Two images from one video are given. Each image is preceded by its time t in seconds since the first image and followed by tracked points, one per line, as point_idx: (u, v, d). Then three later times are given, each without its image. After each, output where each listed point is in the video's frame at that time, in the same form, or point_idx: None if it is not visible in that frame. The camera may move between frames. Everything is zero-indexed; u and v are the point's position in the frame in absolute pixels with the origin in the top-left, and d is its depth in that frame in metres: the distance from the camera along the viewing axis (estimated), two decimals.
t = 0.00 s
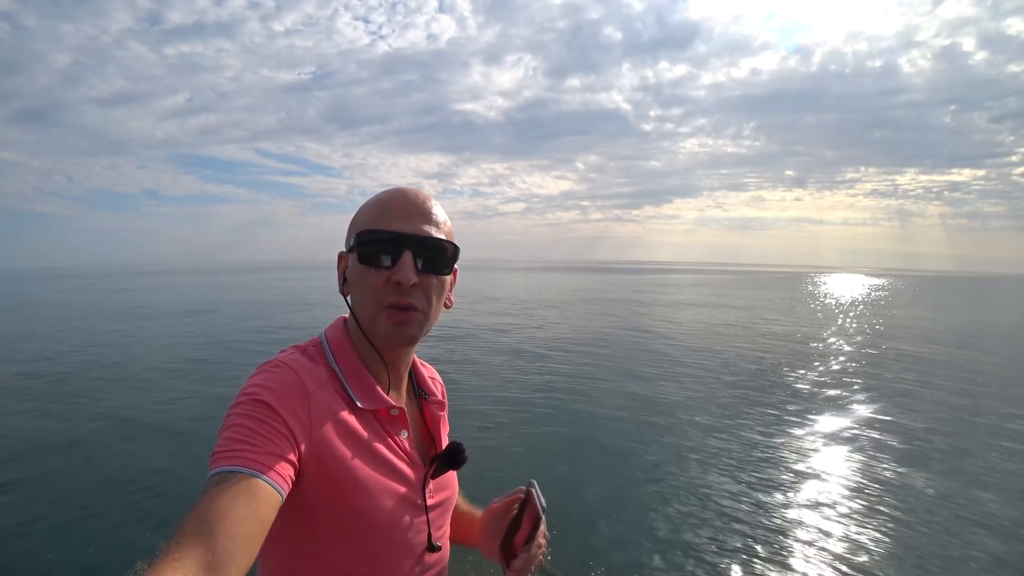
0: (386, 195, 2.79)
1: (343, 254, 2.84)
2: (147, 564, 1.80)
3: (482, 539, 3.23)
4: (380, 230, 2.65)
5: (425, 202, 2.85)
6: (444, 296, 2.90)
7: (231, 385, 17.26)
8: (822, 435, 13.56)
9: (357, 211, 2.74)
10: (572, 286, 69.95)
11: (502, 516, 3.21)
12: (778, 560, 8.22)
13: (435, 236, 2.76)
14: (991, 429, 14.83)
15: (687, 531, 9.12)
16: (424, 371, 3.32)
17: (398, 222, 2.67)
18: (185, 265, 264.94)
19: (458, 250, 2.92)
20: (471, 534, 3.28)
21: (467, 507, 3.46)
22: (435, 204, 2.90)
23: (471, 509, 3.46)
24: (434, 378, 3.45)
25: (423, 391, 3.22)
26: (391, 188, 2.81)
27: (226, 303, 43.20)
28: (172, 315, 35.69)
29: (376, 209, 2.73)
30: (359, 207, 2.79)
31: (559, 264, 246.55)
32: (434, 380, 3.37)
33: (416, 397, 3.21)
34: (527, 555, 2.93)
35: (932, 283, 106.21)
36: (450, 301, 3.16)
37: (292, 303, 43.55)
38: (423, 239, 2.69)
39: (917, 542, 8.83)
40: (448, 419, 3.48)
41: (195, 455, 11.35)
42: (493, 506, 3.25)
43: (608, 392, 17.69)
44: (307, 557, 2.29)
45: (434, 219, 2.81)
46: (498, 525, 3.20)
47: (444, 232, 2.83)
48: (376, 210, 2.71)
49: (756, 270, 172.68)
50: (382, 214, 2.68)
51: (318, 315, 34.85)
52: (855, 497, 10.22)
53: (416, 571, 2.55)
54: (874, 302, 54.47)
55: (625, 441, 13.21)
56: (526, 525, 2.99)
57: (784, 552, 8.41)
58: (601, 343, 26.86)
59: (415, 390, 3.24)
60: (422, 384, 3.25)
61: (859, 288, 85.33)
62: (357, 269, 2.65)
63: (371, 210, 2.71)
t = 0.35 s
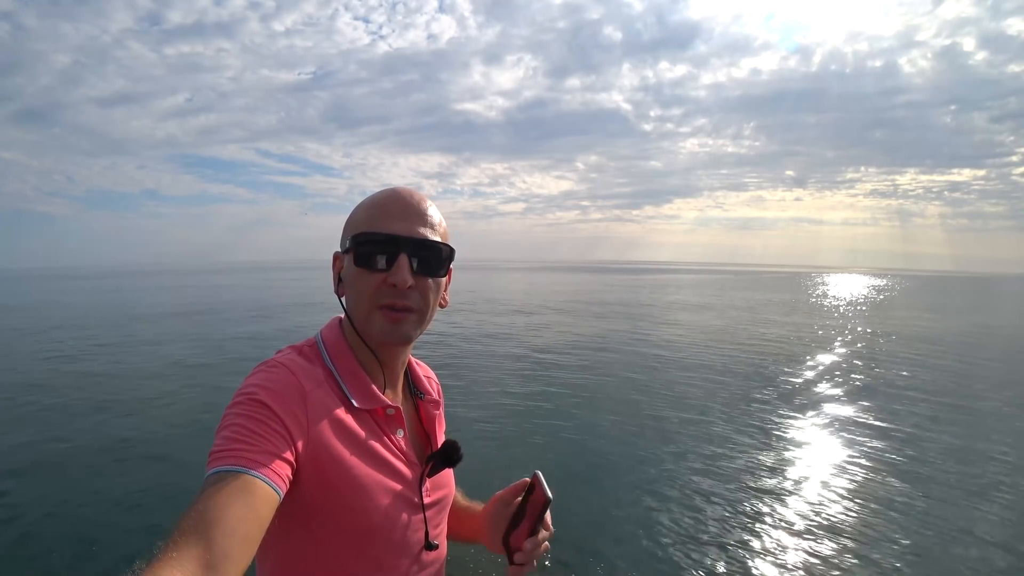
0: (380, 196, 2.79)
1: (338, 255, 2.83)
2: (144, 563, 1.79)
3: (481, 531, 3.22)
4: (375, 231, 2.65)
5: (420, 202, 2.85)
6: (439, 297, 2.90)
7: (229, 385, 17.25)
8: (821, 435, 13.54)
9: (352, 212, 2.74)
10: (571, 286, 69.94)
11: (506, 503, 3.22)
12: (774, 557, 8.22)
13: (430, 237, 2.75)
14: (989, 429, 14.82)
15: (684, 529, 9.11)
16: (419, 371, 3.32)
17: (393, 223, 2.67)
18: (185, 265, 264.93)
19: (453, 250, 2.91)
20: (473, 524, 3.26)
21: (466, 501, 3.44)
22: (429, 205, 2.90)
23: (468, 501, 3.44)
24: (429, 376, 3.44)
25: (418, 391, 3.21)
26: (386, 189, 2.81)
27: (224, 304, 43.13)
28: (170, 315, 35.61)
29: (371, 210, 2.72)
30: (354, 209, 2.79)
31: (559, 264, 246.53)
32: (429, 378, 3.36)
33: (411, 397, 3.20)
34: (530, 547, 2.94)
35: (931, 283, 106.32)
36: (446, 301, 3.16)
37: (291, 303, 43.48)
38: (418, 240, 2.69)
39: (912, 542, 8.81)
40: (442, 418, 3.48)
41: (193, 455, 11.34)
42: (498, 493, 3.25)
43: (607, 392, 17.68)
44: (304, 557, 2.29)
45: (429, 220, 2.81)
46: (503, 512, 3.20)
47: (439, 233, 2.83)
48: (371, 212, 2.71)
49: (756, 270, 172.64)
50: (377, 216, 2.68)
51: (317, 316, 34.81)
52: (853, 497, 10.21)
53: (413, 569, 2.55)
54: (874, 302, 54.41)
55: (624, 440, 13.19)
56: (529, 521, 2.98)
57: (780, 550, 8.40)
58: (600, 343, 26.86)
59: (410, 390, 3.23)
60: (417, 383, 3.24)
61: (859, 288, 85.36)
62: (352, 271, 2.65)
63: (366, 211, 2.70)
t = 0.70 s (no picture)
0: (381, 196, 2.79)
1: (339, 255, 2.83)
2: (148, 563, 1.79)
3: (461, 550, 3.23)
4: (376, 230, 2.64)
5: (420, 202, 2.85)
6: (440, 296, 2.90)
7: (229, 385, 17.25)
8: (820, 434, 13.53)
9: (352, 212, 2.73)
10: (571, 287, 69.92)
11: (486, 541, 3.23)
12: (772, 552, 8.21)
13: (431, 236, 2.75)
14: (989, 429, 14.81)
15: (683, 525, 9.11)
16: (419, 370, 3.31)
17: (394, 223, 2.67)
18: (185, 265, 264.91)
19: (453, 249, 2.91)
20: (454, 540, 3.27)
21: (454, 512, 3.45)
22: (430, 205, 2.90)
23: (454, 513, 3.45)
24: (428, 374, 3.44)
25: (418, 390, 3.21)
26: (386, 189, 2.80)
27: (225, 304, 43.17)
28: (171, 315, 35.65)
29: (372, 209, 2.72)
30: (354, 208, 2.78)
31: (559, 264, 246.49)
32: (429, 377, 3.36)
33: (412, 395, 3.20)
34: None
35: (932, 283, 106.37)
36: (445, 300, 3.15)
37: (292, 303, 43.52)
38: (419, 239, 2.69)
39: (909, 538, 8.82)
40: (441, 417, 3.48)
41: (193, 454, 11.37)
42: (481, 527, 3.26)
43: (606, 391, 17.67)
44: (306, 556, 2.28)
45: (430, 220, 2.81)
46: (482, 549, 3.22)
47: (440, 232, 2.83)
48: (371, 212, 2.70)
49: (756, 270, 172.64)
50: (378, 215, 2.67)
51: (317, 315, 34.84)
52: (851, 494, 10.21)
53: (414, 566, 2.54)
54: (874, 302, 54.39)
55: (623, 439, 13.18)
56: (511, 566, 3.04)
57: (778, 545, 8.40)
58: (599, 343, 26.85)
59: (411, 388, 3.23)
60: (417, 382, 3.24)
61: (859, 288, 85.37)
62: (353, 270, 2.64)
63: (366, 211, 2.69)
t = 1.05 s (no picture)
0: (381, 195, 2.77)
1: (338, 254, 2.81)
2: (146, 568, 1.77)
3: (464, 546, 3.24)
4: (375, 230, 2.63)
5: (420, 201, 2.83)
6: (440, 295, 2.89)
7: (230, 385, 17.27)
8: (822, 435, 13.48)
9: (352, 211, 2.72)
10: (572, 287, 69.94)
11: (487, 534, 3.20)
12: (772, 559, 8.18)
13: (431, 236, 2.74)
14: (992, 429, 14.76)
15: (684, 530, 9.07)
16: (419, 369, 3.30)
17: (394, 221, 2.65)
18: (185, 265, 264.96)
19: (454, 248, 2.90)
20: (456, 536, 3.27)
21: (458, 508, 3.45)
22: (430, 203, 2.88)
23: (459, 508, 3.45)
24: (429, 373, 3.43)
25: (418, 390, 3.20)
26: (386, 187, 2.79)
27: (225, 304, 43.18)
28: (171, 315, 35.64)
29: (372, 209, 2.70)
30: (354, 207, 2.77)
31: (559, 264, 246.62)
32: (429, 377, 3.36)
33: (412, 395, 3.19)
34: None
35: (932, 283, 106.37)
36: (446, 300, 3.14)
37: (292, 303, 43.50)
38: (419, 239, 2.67)
39: (908, 542, 8.81)
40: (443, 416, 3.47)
41: (194, 455, 11.38)
42: (481, 521, 3.25)
43: (607, 391, 17.67)
44: (306, 559, 2.27)
45: (430, 219, 2.80)
46: (484, 542, 3.20)
47: (440, 232, 2.82)
48: (371, 210, 2.69)
49: (756, 270, 172.79)
50: (378, 215, 2.65)
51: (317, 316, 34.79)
52: (851, 496, 10.20)
53: (415, 568, 2.53)
54: (875, 302, 54.33)
55: (624, 440, 13.16)
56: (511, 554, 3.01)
57: (778, 551, 8.37)
58: (600, 343, 26.84)
59: (411, 388, 3.22)
60: (417, 381, 3.23)
61: (860, 287, 85.35)
62: (353, 270, 2.62)
63: (366, 210, 2.68)
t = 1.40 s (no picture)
0: (393, 199, 2.76)
1: (346, 256, 2.81)
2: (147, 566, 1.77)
3: (464, 547, 3.24)
4: (387, 236, 2.62)
5: (432, 207, 2.82)
6: (448, 303, 2.88)
7: (231, 385, 17.27)
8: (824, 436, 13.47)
9: (362, 215, 2.71)
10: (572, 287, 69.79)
11: (487, 536, 3.20)
12: (772, 560, 8.18)
13: (441, 245, 2.73)
14: (994, 429, 14.74)
15: (684, 530, 9.10)
16: (422, 371, 3.30)
17: (405, 229, 2.65)
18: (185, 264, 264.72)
19: (465, 257, 2.88)
20: (457, 537, 3.27)
21: (460, 509, 3.46)
22: (442, 211, 2.87)
23: (459, 510, 3.45)
24: (432, 375, 3.43)
25: (421, 391, 3.20)
26: (399, 193, 2.77)
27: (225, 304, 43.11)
28: (171, 315, 35.59)
29: (383, 214, 2.69)
30: (365, 211, 2.76)
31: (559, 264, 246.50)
32: (432, 378, 3.35)
33: (414, 396, 3.19)
34: None
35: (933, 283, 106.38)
36: (453, 306, 3.13)
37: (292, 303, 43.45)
38: (429, 248, 2.67)
39: (909, 543, 8.80)
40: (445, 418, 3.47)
41: (194, 455, 11.36)
42: (480, 522, 3.24)
43: (608, 391, 17.65)
44: (306, 558, 2.27)
45: (442, 226, 2.79)
46: (484, 543, 3.20)
47: (451, 240, 2.81)
48: (384, 215, 2.68)
49: (756, 270, 172.78)
50: (389, 221, 2.65)
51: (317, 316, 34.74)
52: (851, 496, 10.21)
53: (416, 569, 2.53)
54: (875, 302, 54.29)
55: (625, 441, 13.15)
56: (509, 555, 2.99)
57: (777, 551, 8.38)
58: (600, 343, 26.82)
59: (413, 390, 3.22)
60: (421, 383, 3.23)
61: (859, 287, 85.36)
62: (361, 274, 2.62)
63: (377, 215, 2.67)
